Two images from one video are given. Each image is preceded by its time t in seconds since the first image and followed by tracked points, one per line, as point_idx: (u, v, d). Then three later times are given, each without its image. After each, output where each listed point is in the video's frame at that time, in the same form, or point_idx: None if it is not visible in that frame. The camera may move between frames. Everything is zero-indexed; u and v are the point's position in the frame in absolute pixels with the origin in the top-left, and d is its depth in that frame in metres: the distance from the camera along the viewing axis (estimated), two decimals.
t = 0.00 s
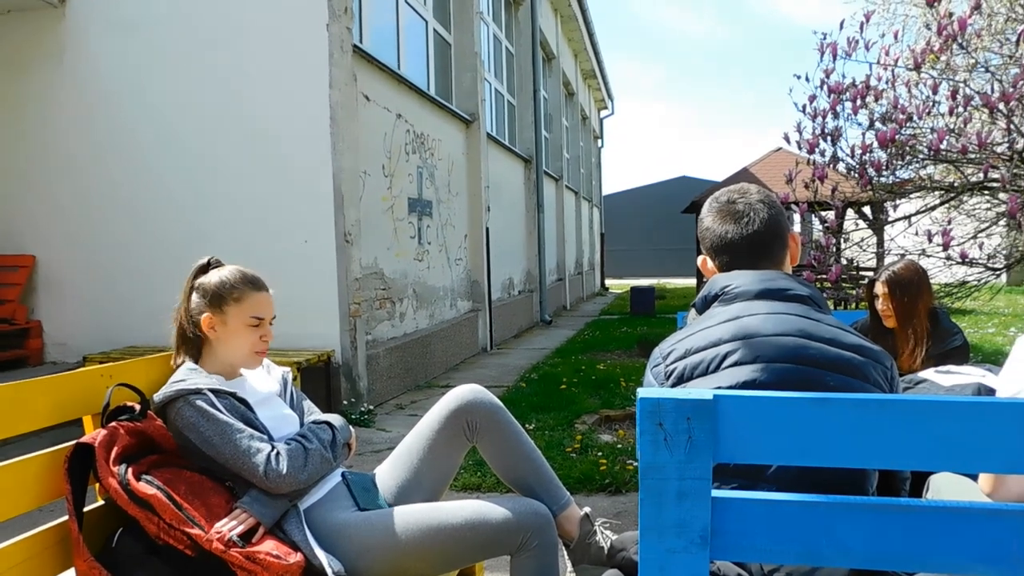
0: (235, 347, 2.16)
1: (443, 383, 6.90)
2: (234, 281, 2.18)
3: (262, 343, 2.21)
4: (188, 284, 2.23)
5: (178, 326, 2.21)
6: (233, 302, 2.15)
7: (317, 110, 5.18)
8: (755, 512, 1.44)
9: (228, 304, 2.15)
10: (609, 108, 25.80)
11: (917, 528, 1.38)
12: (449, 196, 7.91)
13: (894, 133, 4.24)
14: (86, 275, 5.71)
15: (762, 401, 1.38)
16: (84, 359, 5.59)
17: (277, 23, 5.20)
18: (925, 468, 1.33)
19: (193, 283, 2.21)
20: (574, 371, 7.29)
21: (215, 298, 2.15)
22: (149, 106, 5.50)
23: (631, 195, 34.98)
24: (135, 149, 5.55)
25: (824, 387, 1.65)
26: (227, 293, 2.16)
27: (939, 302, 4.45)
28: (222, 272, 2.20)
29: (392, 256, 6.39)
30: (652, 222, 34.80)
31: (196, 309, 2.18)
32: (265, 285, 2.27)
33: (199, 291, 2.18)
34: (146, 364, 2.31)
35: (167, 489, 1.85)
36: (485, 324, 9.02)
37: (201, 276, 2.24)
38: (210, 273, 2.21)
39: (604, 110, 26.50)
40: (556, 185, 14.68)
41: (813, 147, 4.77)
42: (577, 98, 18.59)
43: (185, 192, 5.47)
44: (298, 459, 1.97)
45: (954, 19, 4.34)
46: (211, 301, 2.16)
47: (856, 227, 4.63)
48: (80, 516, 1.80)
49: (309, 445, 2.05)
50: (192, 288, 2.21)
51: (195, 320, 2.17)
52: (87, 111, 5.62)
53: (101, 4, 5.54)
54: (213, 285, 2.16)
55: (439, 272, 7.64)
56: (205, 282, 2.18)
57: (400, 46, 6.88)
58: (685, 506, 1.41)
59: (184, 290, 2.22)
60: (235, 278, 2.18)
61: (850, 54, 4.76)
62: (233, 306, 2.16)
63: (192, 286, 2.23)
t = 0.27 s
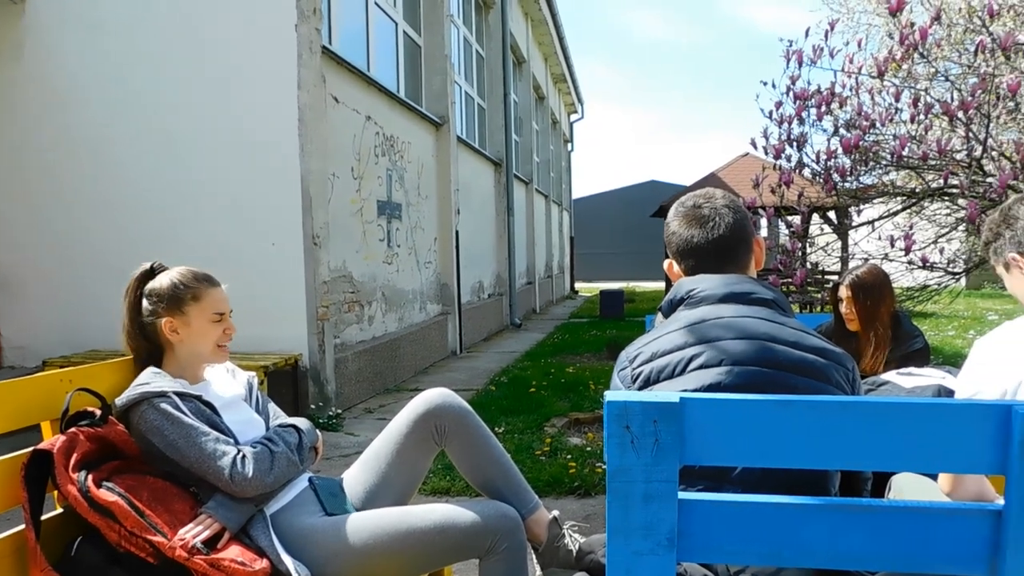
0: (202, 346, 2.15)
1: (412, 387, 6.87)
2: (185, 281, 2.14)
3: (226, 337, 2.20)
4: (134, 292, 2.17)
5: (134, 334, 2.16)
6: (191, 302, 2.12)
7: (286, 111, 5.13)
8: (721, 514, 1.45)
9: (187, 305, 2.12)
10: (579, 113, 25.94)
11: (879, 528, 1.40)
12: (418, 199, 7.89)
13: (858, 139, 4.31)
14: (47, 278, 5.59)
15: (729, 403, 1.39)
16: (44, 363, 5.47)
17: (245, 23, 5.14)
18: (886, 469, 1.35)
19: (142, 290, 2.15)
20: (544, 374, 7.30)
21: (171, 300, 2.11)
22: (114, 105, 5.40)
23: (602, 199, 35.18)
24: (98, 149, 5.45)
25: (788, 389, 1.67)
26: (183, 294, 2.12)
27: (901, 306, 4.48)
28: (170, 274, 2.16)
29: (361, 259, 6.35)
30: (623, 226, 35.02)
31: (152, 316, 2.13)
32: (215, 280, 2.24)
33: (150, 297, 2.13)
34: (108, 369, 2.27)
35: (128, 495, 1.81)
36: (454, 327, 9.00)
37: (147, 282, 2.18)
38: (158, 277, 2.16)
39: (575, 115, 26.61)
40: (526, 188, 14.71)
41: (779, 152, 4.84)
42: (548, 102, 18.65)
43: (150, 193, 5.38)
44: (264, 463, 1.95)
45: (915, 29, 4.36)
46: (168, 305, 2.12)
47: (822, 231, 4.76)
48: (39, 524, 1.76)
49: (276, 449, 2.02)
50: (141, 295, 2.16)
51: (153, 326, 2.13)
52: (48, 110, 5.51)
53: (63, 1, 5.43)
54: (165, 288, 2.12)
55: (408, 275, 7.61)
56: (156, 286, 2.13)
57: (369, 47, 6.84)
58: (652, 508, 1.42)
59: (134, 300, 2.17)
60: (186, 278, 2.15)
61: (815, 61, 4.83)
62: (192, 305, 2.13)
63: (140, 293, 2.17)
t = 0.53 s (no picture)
0: (168, 359, 2.10)
1: (388, 389, 6.84)
2: (159, 291, 2.10)
3: (196, 352, 2.15)
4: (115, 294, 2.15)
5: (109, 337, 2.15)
6: (160, 314, 2.08)
7: (260, 111, 5.08)
8: (695, 515, 1.46)
9: (155, 316, 2.08)
10: (556, 115, 26.02)
11: (850, 527, 1.42)
12: (394, 200, 7.86)
13: (830, 143, 4.38)
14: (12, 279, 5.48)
15: (702, 405, 1.39)
16: (10, 367, 5.35)
17: (219, 22, 5.08)
18: (855, 469, 1.37)
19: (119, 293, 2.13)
20: (520, 376, 7.31)
21: (141, 310, 2.08)
22: (83, 104, 5.31)
23: (579, 201, 35.31)
24: (66, 148, 5.35)
25: (761, 390, 1.69)
26: (154, 305, 2.08)
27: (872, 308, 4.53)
28: (148, 281, 2.13)
29: (335, 260, 6.31)
30: (600, 228, 35.18)
31: (124, 321, 2.11)
32: (197, 291, 2.20)
33: (125, 302, 2.11)
34: (76, 372, 2.22)
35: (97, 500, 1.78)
36: (430, 329, 8.98)
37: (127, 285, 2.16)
38: (138, 280, 2.14)
39: (551, 117, 26.70)
40: (503, 190, 14.72)
41: (753, 156, 4.90)
42: (524, 104, 18.68)
43: (120, 193, 5.30)
44: (237, 468, 1.92)
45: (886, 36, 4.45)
46: (138, 314, 2.09)
47: (794, 234, 4.82)
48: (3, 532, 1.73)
49: (248, 453, 2.00)
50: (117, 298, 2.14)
51: (123, 332, 2.11)
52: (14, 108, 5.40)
53: None
54: (138, 296, 2.09)
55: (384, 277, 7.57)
56: (131, 292, 2.10)
57: (345, 48, 6.80)
58: (626, 509, 1.42)
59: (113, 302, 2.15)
60: (161, 288, 2.11)
61: (789, 66, 4.89)
62: (161, 318, 2.09)
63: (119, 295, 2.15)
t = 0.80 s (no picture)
0: (141, 354, 2.08)
1: (364, 390, 6.80)
2: (124, 287, 2.08)
3: (168, 346, 2.13)
4: (76, 297, 2.11)
5: (74, 343, 2.09)
6: (129, 310, 2.06)
7: (233, 111, 5.03)
8: (669, 514, 1.46)
9: (124, 312, 2.06)
10: (533, 116, 26.07)
11: (821, 525, 1.44)
12: (370, 200, 7.82)
13: (804, 146, 4.46)
14: None
15: (677, 405, 1.40)
16: None
17: (192, 20, 5.02)
18: (827, 468, 1.39)
19: (82, 295, 2.09)
20: (496, 377, 7.31)
21: (108, 307, 2.05)
22: (51, 102, 5.20)
23: (557, 202, 35.39)
24: (33, 147, 5.24)
25: (735, 389, 1.70)
26: (122, 301, 2.06)
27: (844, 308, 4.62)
28: (111, 279, 2.10)
29: (311, 261, 6.26)
30: (577, 229, 35.29)
31: (90, 323, 2.07)
32: (161, 286, 2.18)
33: (89, 303, 2.07)
34: (42, 375, 2.18)
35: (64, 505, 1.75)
36: (406, 330, 8.95)
37: (88, 286, 2.12)
38: (101, 280, 2.10)
39: (528, 118, 26.72)
40: (479, 191, 14.72)
41: (727, 158, 4.94)
42: (501, 105, 18.69)
43: (89, 192, 5.20)
44: (208, 471, 1.90)
45: (857, 40, 4.49)
46: (106, 313, 2.05)
47: (769, 236, 4.89)
48: None
49: (221, 456, 1.97)
50: (81, 300, 2.10)
51: (91, 334, 2.07)
52: None
53: None
54: (103, 295, 2.06)
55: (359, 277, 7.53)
56: (95, 292, 2.07)
57: (321, 47, 6.76)
58: (601, 509, 1.42)
59: (74, 305, 2.11)
60: (125, 284, 2.08)
61: (763, 69, 4.94)
62: (130, 313, 2.06)
63: (81, 298, 2.11)
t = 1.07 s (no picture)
0: (106, 359, 2.04)
1: (338, 391, 6.76)
2: (93, 290, 2.04)
3: (136, 351, 2.09)
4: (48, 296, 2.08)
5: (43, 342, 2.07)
6: (96, 314, 2.02)
7: (203, 110, 4.97)
8: (641, 512, 1.47)
9: (91, 316, 2.02)
10: (509, 116, 26.10)
11: (791, 521, 1.45)
12: (343, 200, 7.77)
13: (775, 146, 4.56)
14: None
15: (648, 403, 1.40)
16: None
17: (161, 17, 4.95)
18: (797, 465, 1.40)
19: (52, 294, 2.06)
20: (471, 377, 7.30)
21: (76, 310, 2.01)
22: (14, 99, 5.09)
23: (533, 202, 35.44)
24: None
25: (704, 386, 1.71)
26: (89, 304, 2.02)
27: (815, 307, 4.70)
28: (81, 280, 2.06)
29: (283, 261, 6.21)
30: (553, 229, 35.36)
31: (58, 324, 2.04)
32: (133, 289, 2.14)
33: (58, 304, 2.03)
34: (6, 379, 2.14)
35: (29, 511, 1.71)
36: (380, 330, 8.91)
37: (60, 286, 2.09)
38: (72, 281, 2.07)
39: (503, 119, 26.70)
40: (454, 191, 14.69)
41: (700, 158, 4.99)
42: (476, 105, 18.66)
43: (55, 192, 5.09)
44: (179, 474, 1.87)
45: (828, 43, 4.54)
46: (73, 315, 2.02)
47: (741, 236, 5.04)
48: None
49: (191, 458, 1.95)
50: (51, 300, 2.07)
51: (58, 335, 2.04)
52: None
53: None
54: (71, 296, 2.02)
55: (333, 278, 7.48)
56: (64, 293, 2.03)
57: (293, 46, 6.71)
58: (574, 508, 1.43)
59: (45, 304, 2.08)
60: (94, 287, 2.04)
61: (735, 71, 4.99)
62: (97, 317, 2.02)
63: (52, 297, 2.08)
